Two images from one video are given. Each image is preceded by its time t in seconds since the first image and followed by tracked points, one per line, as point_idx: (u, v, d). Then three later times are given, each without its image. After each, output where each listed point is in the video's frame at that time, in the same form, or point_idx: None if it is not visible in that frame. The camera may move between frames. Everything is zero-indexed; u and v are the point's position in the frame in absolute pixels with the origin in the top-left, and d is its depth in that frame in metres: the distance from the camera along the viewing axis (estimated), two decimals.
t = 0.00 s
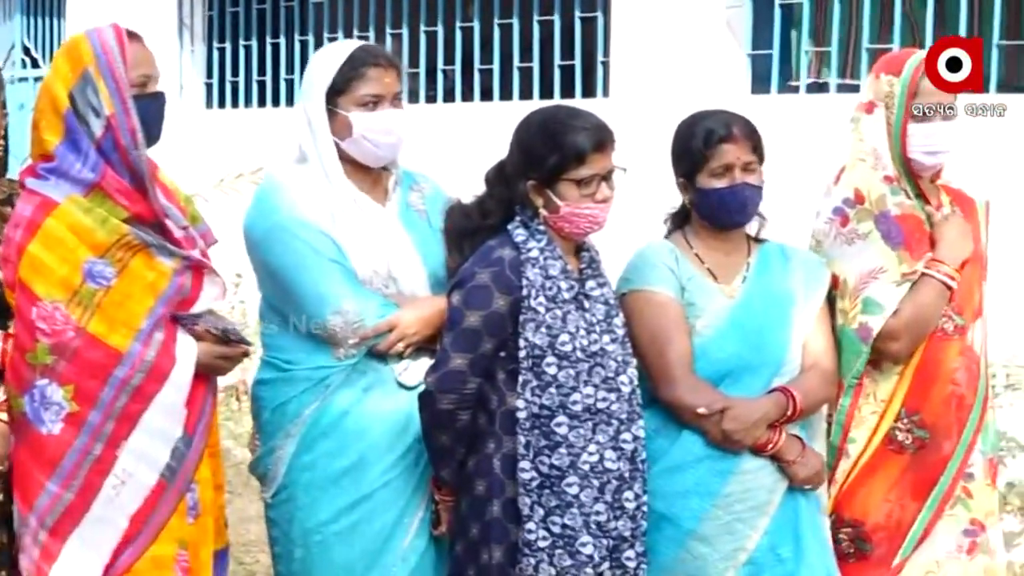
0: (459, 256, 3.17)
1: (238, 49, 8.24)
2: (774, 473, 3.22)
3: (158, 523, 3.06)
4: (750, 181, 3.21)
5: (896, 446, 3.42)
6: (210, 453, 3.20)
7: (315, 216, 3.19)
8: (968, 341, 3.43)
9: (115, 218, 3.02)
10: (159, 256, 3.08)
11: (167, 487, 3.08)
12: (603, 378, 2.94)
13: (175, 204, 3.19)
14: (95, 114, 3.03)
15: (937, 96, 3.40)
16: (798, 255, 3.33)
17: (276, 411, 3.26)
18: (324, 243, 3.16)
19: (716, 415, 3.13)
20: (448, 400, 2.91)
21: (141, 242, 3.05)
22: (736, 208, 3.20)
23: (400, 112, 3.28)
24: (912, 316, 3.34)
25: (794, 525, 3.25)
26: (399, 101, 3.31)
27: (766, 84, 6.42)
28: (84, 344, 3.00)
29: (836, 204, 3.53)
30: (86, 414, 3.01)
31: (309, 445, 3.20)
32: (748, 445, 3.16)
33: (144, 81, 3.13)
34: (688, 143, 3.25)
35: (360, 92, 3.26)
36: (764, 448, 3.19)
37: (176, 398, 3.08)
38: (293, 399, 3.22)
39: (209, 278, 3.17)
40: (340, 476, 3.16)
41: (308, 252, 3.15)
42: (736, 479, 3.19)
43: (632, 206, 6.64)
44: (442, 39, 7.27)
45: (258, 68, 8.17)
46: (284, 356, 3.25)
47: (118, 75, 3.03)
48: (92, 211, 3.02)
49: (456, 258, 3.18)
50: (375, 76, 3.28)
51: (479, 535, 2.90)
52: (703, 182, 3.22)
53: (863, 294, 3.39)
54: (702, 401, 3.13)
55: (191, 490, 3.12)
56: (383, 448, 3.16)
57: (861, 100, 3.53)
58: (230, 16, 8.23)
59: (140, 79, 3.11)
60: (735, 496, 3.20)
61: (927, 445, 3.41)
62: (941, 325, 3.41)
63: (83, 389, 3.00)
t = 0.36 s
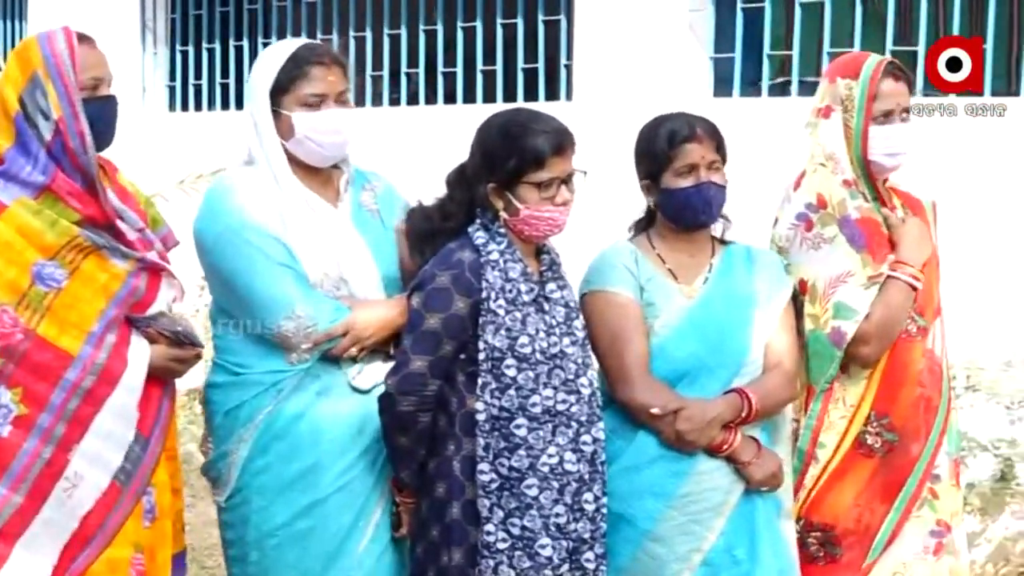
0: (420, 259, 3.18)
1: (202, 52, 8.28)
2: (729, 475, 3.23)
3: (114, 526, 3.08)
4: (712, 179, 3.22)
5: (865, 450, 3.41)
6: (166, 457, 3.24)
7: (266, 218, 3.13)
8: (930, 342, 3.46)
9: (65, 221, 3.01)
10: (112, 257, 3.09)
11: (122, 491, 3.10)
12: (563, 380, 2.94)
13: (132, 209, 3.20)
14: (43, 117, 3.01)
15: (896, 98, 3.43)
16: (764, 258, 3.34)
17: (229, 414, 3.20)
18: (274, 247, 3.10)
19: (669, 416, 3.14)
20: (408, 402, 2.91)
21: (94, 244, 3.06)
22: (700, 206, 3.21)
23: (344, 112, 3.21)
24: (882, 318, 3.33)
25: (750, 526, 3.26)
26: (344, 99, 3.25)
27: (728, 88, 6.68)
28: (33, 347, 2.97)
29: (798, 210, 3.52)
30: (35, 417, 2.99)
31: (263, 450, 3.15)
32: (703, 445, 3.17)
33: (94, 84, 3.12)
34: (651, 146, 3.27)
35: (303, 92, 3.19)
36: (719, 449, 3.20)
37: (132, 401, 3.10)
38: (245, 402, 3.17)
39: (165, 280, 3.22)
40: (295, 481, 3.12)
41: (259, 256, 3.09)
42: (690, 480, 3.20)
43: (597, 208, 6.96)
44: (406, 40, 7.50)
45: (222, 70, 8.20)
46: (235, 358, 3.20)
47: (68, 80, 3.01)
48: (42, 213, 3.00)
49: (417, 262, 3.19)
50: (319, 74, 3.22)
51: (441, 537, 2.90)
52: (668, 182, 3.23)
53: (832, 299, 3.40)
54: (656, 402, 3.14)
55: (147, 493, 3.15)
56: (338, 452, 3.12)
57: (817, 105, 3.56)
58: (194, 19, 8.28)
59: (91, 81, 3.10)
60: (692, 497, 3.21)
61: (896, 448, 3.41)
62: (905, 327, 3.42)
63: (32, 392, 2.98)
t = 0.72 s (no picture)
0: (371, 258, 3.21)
1: (153, 51, 8.25)
2: (689, 469, 3.26)
3: (73, 523, 3.07)
4: (666, 171, 3.24)
5: (822, 449, 3.43)
6: (123, 453, 3.24)
7: (199, 224, 3.08)
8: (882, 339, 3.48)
9: (15, 220, 3.01)
10: (66, 255, 3.08)
11: (79, 488, 3.08)
12: (514, 376, 2.95)
13: (85, 208, 3.19)
14: None
15: (843, 96, 3.43)
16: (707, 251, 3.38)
17: (164, 418, 3.18)
18: (206, 254, 3.06)
19: (628, 413, 3.16)
20: (359, 399, 2.92)
21: (45, 242, 3.05)
22: (660, 201, 3.22)
23: (254, 116, 3.16)
24: (836, 317, 3.34)
25: (706, 521, 3.27)
26: (260, 103, 3.19)
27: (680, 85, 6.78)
28: None
29: (751, 210, 3.52)
30: None
31: (197, 457, 3.13)
32: (663, 441, 3.19)
33: (39, 85, 3.09)
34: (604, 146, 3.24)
35: (212, 96, 3.17)
36: (678, 444, 3.22)
37: (88, 397, 3.09)
38: (179, 409, 3.14)
39: (118, 279, 3.21)
40: (228, 489, 3.11)
41: (190, 264, 3.05)
42: (649, 476, 3.22)
43: (540, 205, 6.99)
44: (359, 38, 7.50)
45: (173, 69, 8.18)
46: (169, 361, 3.17)
47: (10, 81, 3.00)
48: None
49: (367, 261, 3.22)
50: (235, 78, 3.17)
51: (392, 535, 2.92)
52: (628, 178, 3.22)
53: (787, 300, 3.39)
54: (614, 400, 3.15)
55: (105, 490, 3.15)
56: (273, 459, 3.10)
57: (765, 104, 3.57)
58: (145, 17, 8.24)
59: (35, 82, 3.08)
60: (651, 493, 3.22)
61: (851, 447, 3.42)
62: (858, 326, 3.44)
63: None
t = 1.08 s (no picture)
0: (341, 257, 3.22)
1: (126, 51, 8.24)
2: (666, 466, 3.27)
3: (56, 521, 3.10)
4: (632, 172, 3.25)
5: (794, 447, 3.45)
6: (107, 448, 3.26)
7: (158, 229, 3.07)
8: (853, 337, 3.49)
9: None
10: (42, 256, 3.09)
11: (63, 486, 3.11)
12: (486, 375, 2.96)
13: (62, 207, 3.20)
14: None
15: (812, 95, 3.45)
16: (668, 250, 3.41)
17: (125, 422, 3.18)
18: (166, 259, 3.05)
19: (608, 412, 3.16)
20: (331, 399, 2.92)
21: (21, 243, 3.05)
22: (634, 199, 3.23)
23: (212, 124, 3.16)
24: (806, 316, 3.36)
25: (684, 518, 3.28)
26: (220, 110, 3.19)
27: (651, 83, 6.79)
28: None
29: (719, 209, 3.53)
30: None
31: (160, 460, 3.13)
32: (642, 439, 3.20)
33: (11, 93, 3.02)
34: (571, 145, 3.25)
35: (170, 102, 3.16)
36: (656, 442, 3.23)
37: (61, 389, 3.07)
38: (140, 413, 3.14)
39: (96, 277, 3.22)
40: (191, 492, 3.11)
41: (149, 268, 3.05)
42: (629, 475, 3.23)
43: (509, 202, 7.03)
44: (331, 38, 7.50)
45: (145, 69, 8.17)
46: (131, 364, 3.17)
47: None
48: None
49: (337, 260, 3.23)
50: (192, 84, 3.17)
51: (365, 534, 2.92)
52: (597, 176, 3.23)
53: (756, 299, 3.41)
54: (594, 400, 3.15)
55: (89, 485, 3.18)
56: (236, 462, 3.10)
57: (733, 103, 3.58)
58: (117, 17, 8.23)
59: (8, 91, 3.01)
60: (629, 492, 3.23)
61: (823, 446, 3.44)
62: (829, 325, 3.45)
63: None
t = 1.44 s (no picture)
0: (321, 254, 3.22)
1: (106, 50, 8.23)
2: (646, 464, 3.28)
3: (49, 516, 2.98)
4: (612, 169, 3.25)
5: (773, 444, 3.46)
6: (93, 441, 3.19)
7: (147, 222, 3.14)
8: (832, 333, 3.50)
9: None
10: (26, 254, 3.04)
11: (52, 481, 3.00)
12: (464, 372, 2.96)
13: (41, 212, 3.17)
14: None
15: (789, 91, 3.45)
16: (650, 248, 3.42)
17: (114, 414, 3.23)
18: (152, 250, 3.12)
19: (589, 409, 3.16)
20: (310, 397, 2.92)
21: (8, 239, 3.01)
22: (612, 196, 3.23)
23: (203, 121, 3.18)
24: (786, 313, 3.36)
25: (664, 515, 3.29)
26: (211, 107, 3.21)
27: (632, 81, 6.84)
28: None
29: (699, 206, 3.53)
30: None
31: (144, 452, 3.17)
32: (622, 437, 3.20)
33: None
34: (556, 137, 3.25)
35: (164, 98, 3.18)
36: (636, 440, 3.24)
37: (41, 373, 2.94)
38: (126, 404, 3.19)
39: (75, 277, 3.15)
40: (173, 485, 3.13)
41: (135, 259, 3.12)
42: (610, 472, 3.23)
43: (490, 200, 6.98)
44: (311, 36, 7.50)
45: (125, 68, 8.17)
46: (120, 357, 3.22)
47: None
48: None
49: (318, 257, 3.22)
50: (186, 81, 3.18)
51: (344, 532, 2.92)
52: (577, 172, 3.23)
53: (735, 296, 3.42)
54: (574, 397, 3.15)
55: (81, 477, 3.10)
56: (217, 455, 3.12)
57: (713, 100, 3.58)
58: (96, 16, 8.22)
59: None
60: (610, 489, 3.23)
61: (802, 442, 3.45)
62: (808, 321, 3.46)
63: None
